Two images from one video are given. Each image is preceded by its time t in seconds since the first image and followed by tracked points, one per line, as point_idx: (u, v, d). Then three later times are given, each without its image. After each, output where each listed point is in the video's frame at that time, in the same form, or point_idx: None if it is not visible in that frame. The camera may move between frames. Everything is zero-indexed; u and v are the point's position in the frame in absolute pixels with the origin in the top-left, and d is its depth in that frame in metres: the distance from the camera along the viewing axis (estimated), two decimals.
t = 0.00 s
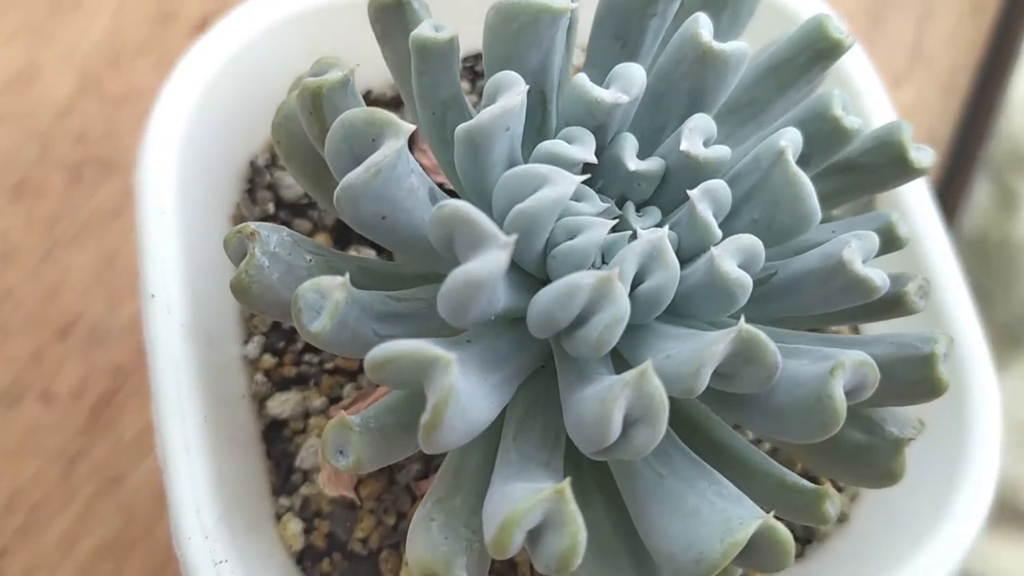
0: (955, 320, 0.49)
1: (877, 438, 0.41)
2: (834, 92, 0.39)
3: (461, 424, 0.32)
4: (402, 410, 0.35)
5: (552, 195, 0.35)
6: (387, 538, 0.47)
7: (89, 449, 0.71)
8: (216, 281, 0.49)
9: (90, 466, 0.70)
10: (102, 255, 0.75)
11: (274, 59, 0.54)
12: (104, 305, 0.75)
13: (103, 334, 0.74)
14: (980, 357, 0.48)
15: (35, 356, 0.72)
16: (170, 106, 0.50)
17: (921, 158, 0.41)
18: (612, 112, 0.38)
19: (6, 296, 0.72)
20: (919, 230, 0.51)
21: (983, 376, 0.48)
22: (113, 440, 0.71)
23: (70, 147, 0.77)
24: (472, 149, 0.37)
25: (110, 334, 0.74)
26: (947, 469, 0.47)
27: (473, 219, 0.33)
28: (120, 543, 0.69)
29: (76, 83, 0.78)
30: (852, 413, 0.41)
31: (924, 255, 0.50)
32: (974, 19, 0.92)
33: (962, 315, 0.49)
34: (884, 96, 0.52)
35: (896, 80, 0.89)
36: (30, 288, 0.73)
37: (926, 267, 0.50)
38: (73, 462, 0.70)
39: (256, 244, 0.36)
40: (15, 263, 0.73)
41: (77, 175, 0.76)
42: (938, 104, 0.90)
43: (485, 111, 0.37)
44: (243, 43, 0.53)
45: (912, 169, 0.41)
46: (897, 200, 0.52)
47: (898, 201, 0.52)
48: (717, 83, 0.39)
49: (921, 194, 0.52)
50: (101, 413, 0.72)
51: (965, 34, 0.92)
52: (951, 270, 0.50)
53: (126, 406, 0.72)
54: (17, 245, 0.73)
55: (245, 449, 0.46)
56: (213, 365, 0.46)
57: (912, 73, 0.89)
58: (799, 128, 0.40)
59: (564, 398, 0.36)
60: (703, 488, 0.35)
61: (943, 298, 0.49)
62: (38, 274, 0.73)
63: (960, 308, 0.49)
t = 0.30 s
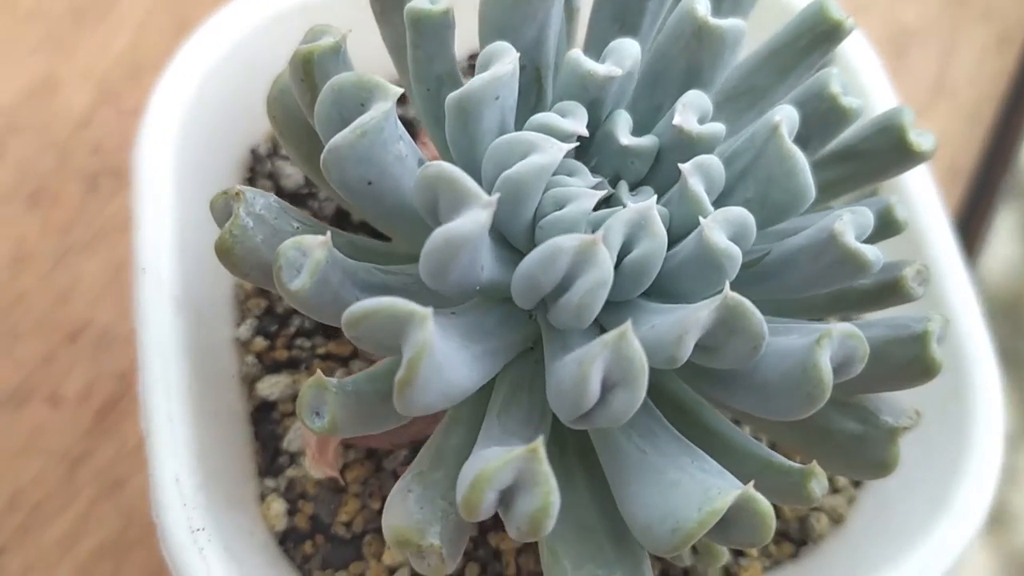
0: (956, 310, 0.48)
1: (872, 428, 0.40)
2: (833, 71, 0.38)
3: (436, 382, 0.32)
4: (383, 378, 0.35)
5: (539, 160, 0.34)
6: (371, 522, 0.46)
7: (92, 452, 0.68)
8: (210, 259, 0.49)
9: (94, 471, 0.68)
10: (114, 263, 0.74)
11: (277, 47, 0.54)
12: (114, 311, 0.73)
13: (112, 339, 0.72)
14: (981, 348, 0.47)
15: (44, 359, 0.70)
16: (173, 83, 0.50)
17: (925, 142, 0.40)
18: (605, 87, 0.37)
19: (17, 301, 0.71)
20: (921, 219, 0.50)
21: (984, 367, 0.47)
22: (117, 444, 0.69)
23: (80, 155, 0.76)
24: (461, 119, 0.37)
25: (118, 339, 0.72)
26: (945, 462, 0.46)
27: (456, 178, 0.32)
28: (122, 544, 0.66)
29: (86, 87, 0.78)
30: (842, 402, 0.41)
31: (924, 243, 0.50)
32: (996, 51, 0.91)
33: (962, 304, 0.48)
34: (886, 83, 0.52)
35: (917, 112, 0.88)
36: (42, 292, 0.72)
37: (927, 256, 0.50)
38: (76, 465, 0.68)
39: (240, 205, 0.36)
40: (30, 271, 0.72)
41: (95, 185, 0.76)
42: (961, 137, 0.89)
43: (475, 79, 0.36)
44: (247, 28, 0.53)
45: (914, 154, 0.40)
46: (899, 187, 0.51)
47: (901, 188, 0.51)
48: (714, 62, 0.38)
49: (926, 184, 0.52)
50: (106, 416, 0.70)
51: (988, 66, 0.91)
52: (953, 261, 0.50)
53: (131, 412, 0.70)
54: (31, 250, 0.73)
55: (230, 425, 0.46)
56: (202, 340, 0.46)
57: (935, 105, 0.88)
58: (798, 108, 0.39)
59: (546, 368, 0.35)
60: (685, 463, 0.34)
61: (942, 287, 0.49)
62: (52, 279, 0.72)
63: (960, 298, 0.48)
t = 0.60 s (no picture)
0: (952, 308, 0.47)
1: (856, 425, 0.39)
2: (825, 63, 0.37)
3: (408, 356, 0.31)
4: (358, 356, 0.35)
5: (525, 138, 0.34)
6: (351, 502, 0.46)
7: (91, 431, 0.65)
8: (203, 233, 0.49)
9: (92, 448, 0.65)
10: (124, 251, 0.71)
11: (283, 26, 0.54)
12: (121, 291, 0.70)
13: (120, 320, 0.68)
14: (974, 349, 0.47)
15: (50, 335, 0.67)
16: (176, 55, 0.49)
17: (918, 138, 0.39)
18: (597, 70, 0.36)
19: (25, 277, 0.68)
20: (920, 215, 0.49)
21: (977, 367, 0.46)
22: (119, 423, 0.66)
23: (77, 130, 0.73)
24: (451, 95, 0.36)
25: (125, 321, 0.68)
26: (935, 465, 0.45)
27: (437, 150, 0.32)
28: (111, 526, 0.63)
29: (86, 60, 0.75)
30: (828, 399, 0.40)
31: (921, 238, 0.49)
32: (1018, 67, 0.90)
33: (958, 301, 0.47)
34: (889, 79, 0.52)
35: (936, 126, 0.86)
36: (51, 268, 0.69)
37: (924, 252, 0.49)
38: (73, 444, 0.65)
39: (224, 172, 0.36)
40: (45, 247, 0.69)
41: (110, 165, 0.73)
42: (983, 151, 0.86)
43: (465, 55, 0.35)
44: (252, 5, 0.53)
45: (907, 149, 0.39)
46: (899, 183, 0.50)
47: (900, 183, 0.50)
48: (709, 50, 0.37)
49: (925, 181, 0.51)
50: (107, 396, 0.66)
51: (1012, 82, 0.89)
52: (950, 260, 0.49)
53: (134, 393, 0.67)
54: (43, 227, 0.70)
55: (213, 399, 0.45)
56: (189, 313, 0.46)
57: (955, 118, 0.86)
58: (790, 100, 0.38)
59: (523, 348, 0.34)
60: (660, 450, 0.34)
61: (938, 283, 0.48)
62: (60, 256, 0.69)
63: (957, 296, 0.47)
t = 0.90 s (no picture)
0: (942, 324, 0.47)
1: (834, 433, 0.39)
2: (818, 66, 0.37)
3: (380, 335, 0.31)
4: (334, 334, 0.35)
5: (511, 125, 0.34)
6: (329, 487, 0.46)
7: (93, 411, 0.66)
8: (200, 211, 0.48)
9: (93, 428, 0.65)
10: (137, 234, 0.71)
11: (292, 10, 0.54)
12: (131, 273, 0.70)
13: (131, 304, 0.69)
14: (963, 366, 0.46)
15: (58, 315, 0.68)
16: (184, 32, 0.50)
17: (910, 148, 0.39)
18: (589, 63, 0.36)
19: (39, 255, 0.69)
20: (918, 229, 0.49)
21: (966, 383, 0.46)
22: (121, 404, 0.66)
23: (94, 113, 0.74)
24: (441, 81, 0.36)
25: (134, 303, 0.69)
26: (917, 481, 0.44)
27: (420, 132, 0.32)
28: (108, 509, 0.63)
29: (105, 45, 0.75)
30: (810, 407, 0.40)
31: (914, 249, 0.49)
32: None
33: (948, 316, 0.47)
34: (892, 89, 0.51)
35: (952, 148, 0.85)
36: (67, 248, 0.69)
37: (919, 265, 0.48)
38: (75, 423, 0.65)
39: (212, 145, 0.36)
40: (53, 227, 0.70)
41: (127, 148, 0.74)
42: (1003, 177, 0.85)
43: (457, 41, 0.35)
44: None
45: (899, 158, 0.39)
46: (896, 195, 0.50)
47: (896, 192, 0.50)
48: (702, 48, 0.37)
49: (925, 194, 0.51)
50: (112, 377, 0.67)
51: None
52: (944, 275, 0.48)
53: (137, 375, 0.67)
54: (59, 207, 0.71)
55: (198, 377, 0.45)
56: (179, 290, 0.45)
57: (975, 141, 0.85)
58: (782, 103, 0.38)
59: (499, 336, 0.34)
60: (630, 446, 0.33)
61: (929, 298, 0.48)
62: (76, 238, 0.70)
63: (948, 312, 0.47)
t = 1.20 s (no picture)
0: (932, 348, 0.47)
1: (813, 449, 0.39)
2: (811, 80, 0.37)
3: (353, 321, 0.31)
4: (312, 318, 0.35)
5: (499, 121, 0.34)
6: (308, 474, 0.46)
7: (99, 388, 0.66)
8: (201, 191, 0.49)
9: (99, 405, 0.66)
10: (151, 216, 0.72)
11: None
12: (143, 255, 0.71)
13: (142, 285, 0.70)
14: (952, 390, 0.46)
15: (70, 293, 0.68)
16: (196, 15, 0.50)
17: (901, 167, 0.39)
18: (583, 64, 0.36)
19: (57, 232, 0.69)
20: (913, 251, 0.49)
21: (953, 405, 0.45)
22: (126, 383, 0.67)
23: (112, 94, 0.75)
24: (435, 74, 0.36)
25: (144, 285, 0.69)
26: (898, 502, 0.44)
27: (406, 122, 0.32)
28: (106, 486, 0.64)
29: (128, 26, 0.75)
30: (790, 422, 0.40)
31: (908, 270, 0.49)
32: None
33: (940, 340, 0.47)
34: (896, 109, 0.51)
35: (970, 178, 0.84)
36: (83, 226, 0.70)
37: (911, 286, 0.49)
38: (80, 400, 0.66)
39: (204, 126, 0.36)
40: (71, 205, 0.70)
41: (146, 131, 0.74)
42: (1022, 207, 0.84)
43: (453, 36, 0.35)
44: None
45: (890, 176, 0.39)
46: (896, 217, 0.50)
47: (894, 217, 0.50)
48: (697, 56, 0.38)
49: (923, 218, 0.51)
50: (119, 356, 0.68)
51: None
52: (938, 297, 0.48)
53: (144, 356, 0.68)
54: (78, 185, 0.71)
55: (187, 356, 0.45)
56: (173, 268, 0.46)
57: (992, 171, 0.84)
58: (774, 114, 0.38)
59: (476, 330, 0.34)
60: (599, 448, 0.33)
61: (922, 320, 0.48)
62: (94, 217, 0.71)
63: (939, 335, 0.47)
